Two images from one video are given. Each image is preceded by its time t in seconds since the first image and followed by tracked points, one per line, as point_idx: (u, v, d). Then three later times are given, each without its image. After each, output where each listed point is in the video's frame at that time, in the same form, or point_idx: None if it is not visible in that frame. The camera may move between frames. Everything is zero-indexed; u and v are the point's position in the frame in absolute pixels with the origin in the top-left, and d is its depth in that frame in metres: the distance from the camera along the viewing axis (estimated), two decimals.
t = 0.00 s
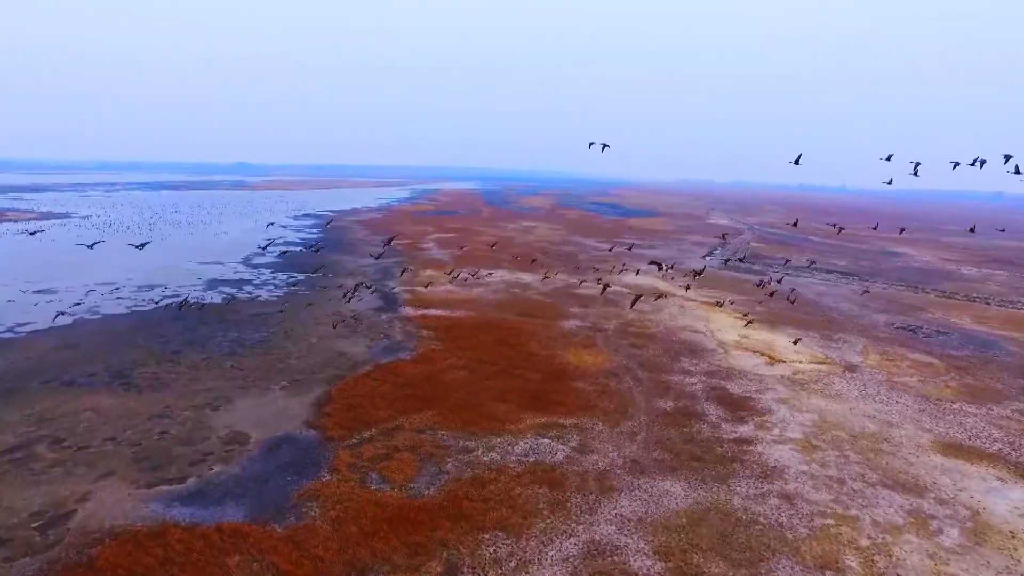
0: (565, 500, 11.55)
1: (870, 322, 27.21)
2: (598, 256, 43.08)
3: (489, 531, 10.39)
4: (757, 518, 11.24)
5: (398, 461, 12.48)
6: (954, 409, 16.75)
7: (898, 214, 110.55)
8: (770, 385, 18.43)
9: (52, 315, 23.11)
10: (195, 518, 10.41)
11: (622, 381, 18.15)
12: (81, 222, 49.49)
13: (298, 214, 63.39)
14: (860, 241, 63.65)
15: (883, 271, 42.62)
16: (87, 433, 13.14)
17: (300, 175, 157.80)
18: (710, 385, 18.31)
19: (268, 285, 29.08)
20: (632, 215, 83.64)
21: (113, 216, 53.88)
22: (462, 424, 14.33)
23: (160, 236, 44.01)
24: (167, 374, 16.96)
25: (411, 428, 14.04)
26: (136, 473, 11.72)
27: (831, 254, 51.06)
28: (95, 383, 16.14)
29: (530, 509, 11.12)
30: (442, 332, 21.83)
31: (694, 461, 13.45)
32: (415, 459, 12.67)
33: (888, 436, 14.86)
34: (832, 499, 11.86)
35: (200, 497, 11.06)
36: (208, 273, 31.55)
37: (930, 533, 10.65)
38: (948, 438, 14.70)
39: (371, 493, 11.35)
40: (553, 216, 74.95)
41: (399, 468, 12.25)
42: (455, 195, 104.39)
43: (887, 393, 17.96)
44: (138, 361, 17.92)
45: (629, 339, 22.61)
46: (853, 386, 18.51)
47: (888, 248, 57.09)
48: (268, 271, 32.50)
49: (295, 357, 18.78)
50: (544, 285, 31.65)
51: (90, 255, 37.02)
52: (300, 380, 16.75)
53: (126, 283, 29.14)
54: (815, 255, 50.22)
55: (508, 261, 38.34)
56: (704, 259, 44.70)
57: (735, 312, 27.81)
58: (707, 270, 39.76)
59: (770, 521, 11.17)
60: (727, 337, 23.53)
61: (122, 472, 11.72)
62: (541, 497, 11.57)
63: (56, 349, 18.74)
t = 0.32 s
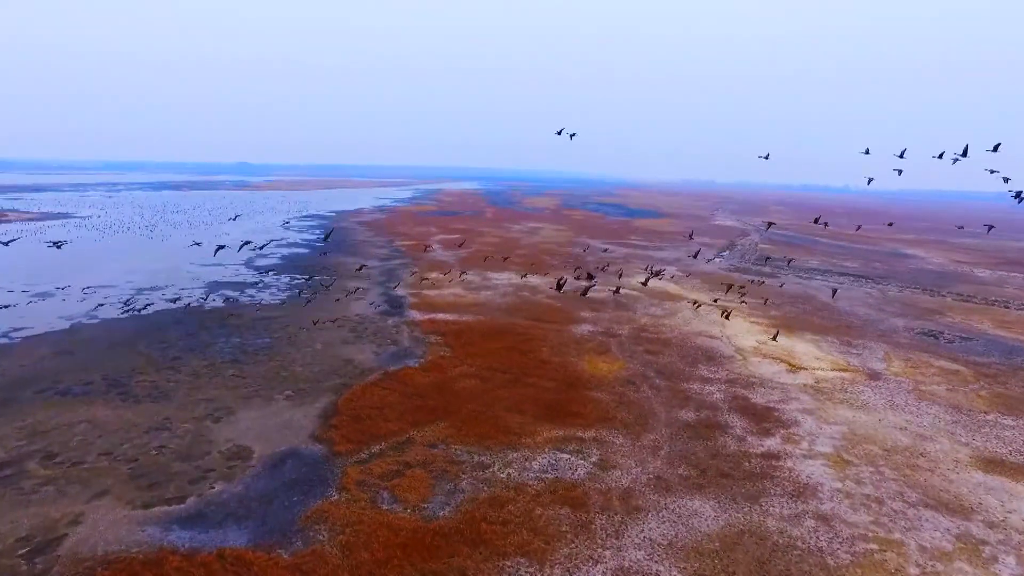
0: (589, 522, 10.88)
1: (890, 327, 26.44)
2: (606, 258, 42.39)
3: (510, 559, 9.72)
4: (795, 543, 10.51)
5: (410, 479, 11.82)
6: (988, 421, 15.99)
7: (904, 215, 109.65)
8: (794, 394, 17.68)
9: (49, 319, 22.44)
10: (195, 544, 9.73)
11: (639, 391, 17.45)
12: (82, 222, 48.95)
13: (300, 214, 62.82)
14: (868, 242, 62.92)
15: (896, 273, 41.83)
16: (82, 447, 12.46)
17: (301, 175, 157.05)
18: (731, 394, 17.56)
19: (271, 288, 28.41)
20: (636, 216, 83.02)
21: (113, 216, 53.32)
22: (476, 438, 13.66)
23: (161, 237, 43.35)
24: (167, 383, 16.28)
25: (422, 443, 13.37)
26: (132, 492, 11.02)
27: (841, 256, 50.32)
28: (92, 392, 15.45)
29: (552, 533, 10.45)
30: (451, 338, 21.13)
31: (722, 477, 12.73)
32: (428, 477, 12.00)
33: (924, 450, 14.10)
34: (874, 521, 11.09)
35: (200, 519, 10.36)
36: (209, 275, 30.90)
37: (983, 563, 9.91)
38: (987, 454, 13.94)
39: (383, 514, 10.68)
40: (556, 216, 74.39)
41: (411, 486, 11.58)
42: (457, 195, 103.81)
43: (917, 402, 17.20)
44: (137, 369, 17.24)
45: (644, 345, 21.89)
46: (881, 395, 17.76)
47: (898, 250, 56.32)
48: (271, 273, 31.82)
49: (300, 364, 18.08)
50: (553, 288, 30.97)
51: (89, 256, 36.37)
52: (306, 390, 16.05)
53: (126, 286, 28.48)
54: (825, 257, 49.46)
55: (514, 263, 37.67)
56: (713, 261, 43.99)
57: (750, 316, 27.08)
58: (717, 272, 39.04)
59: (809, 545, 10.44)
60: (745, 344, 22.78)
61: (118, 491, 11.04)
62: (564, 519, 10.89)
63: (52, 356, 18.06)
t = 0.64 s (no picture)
0: (617, 545, 10.22)
1: (909, 331, 25.70)
2: (613, 259, 41.75)
3: None
4: (837, 570, 9.81)
5: (423, 498, 11.16)
6: None
7: (909, 215, 108.83)
8: (819, 404, 16.96)
9: (45, 324, 21.76)
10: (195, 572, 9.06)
11: (658, 400, 16.78)
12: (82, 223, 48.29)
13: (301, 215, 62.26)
14: (876, 243, 62.21)
15: (909, 275, 41.06)
16: (76, 463, 11.78)
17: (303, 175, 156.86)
18: (754, 404, 16.84)
19: (273, 290, 27.76)
20: (640, 216, 82.43)
21: (113, 217, 52.69)
22: (492, 452, 13.03)
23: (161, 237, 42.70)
24: (167, 392, 15.60)
25: (436, 457, 12.72)
26: (129, 513, 10.34)
27: (850, 257, 49.61)
28: (88, 402, 14.76)
29: (578, 558, 9.77)
30: (460, 344, 20.45)
31: (753, 495, 12.02)
32: (443, 496, 11.35)
33: (963, 464, 13.36)
34: (921, 545, 10.37)
35: (201, 543, 9.69)
36: (211, 277, 30.25)
37: None
38: None
39: (397, 538, 10.02)
40: (560, 217, 73.91)
41: (425, 506, 10.92)
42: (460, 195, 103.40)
43: (948, 411, 16.48)
44: (135, 377, 16.56)
45: (659, 352, 21.21)
46: (910, 403, 17.02)
47: (907, 251, 55.62)
48: (274, 275, 31.12)
49: (305, 372, 17.40)
50: (562, 291, 30.31)
51: (88, 257, 35.70)
52: (312, 400, 15.38)
53: (125, 288, 27.79)
54: (835, 258, 48.75)
55: (521, 265, 37.03)
56: (721, 263, 43.33)
57: (765, 321, 26.37)
58: (727, 274, 38.38)
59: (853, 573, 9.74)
60: (763, 350, 22.05)
61: (112, 511, 10.35)
62: (590, 542, 10.24)
63: (47, 363, 17.37)
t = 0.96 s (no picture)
0: (649, 571, 9.54)
1: (930, 335, 24.97)
2: (621, 261, 41.12)
3: None
4: None
5: (439, 518, 10.49)
6: None
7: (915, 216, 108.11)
8: (847, 412, 16.22)
9: (41, 328, 21.09)
10: None
11: (679, 410, 16.09)
12: (82, 224, 47.69)
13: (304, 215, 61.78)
14: (885, 244, 61.41)
15: (923, 277, 40.33)
16: (69, 480, 11.12)
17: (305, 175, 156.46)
18: (778, 414, 16.10)
19: (276, 293, 27.12)
20: (644, 216, 81.94)
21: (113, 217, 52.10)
22: (510, 468, 12.37)
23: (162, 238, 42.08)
24: (167, 402, 14.94)
25: (451, 474, 12.06)
26: (125, 537, 9.67)
27: (861, 258, 48.83)
28: (83, 413, 14.09)
29: None
30: (470, 350, 19.77)
31: (787, 514, 11.27)
32: (461, 516, 10.68)
33: (1007, 481, 12.64)
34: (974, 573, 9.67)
35: (202, 572, 9.02)
36: (213, 280, 29.60)
37: None
38: None
39: (413, 565, 9.34)
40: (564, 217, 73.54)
41: (442, 527, 10.24)
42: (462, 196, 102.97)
43: (982, 422, 15.77)
44: (133, 386, 15.90)
45: (675, 358, 20.52)
46: (941, 412, 16.30)
47: (918, 252, 54.80)
48: (277, 278, 30.50)
49: (311, 380, 16.73)
50: (571, 294, 29.66)
51: (87, 258, 35.06)
52: (318, 411, 14.71)
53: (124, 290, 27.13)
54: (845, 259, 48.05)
55: (528, 267, 36.40)
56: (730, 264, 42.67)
57: (782, 325, 25.67)
58: (738, 276, 37.69)
59: None
60: (782, 356, 21.28)
61: (107, 535, 9.69)
62: (620, 569, 9.56)
63: (42, 371, 16.71)
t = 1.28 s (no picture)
0: None
1: (952, 339, 24.27)
2: (628, 262, 40.49)
3: None
4: None
5: (457, 540, 9.86)
6: None
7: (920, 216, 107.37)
8: (877, 421, 15.52)
9: (38, 333, 20.45)
10: None
11: (702, 421, 15.44)
12: (82, 224, 47.07)
13: (306, 215, 61.20)
14: (894, 245, 60.66)
15: (936, 279, 39.63)
16: (63, 498, 10.47)
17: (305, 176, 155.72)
18: (805, 424, 15.41)
19: (280, 296, 26.47)
20: (648, 216, 81.35)
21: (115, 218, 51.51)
22: (530, 484, 11.73)
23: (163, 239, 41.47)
24: (168, 412, 14.30)
25: (468, 492, 11.41)
26: (122, 562, 9.03)
27: (871, 259, 48.12)
28: (80, 424, 13.45)
29: None
30: (481, 355, 19.11)
31: (826, 534, 10.62)
32: (481, 538, 10.02)
33: None
34: None
35: None
36: (214, 282, 28.96)
37: None
38: None
39: None
40: (568, 217, 73.01)
41: (461, 551, 9.60)
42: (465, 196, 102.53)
43: (1018, 433, 15.06)
44: (132, 394, 15.24)
45: (693, 365, 19.87)
46: (975, 422, 15.59)
47: (928, 253, 54.09)
48: (280, 280, 29.87)
49: (317, 388, 16.09)
50: (581, 296, 29.02)
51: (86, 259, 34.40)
52: (325, 422, 14.06)
53: (124, 292, 26.47)
54: (855, 260, 47.39)
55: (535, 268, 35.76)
56: (739, 266, 42.03)
57: (798, 329, 24.99)
58: (749, 278, 37.04)
59: None
60: (802, 362, 20.58)
61: (103, 560, 9.05)
62: None
63: (38, 378, 16.06)
